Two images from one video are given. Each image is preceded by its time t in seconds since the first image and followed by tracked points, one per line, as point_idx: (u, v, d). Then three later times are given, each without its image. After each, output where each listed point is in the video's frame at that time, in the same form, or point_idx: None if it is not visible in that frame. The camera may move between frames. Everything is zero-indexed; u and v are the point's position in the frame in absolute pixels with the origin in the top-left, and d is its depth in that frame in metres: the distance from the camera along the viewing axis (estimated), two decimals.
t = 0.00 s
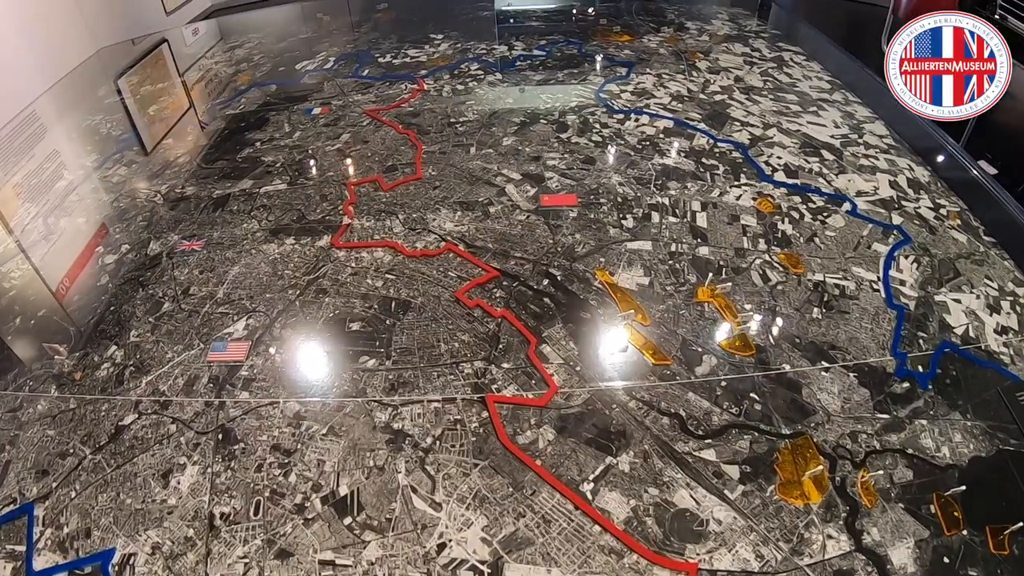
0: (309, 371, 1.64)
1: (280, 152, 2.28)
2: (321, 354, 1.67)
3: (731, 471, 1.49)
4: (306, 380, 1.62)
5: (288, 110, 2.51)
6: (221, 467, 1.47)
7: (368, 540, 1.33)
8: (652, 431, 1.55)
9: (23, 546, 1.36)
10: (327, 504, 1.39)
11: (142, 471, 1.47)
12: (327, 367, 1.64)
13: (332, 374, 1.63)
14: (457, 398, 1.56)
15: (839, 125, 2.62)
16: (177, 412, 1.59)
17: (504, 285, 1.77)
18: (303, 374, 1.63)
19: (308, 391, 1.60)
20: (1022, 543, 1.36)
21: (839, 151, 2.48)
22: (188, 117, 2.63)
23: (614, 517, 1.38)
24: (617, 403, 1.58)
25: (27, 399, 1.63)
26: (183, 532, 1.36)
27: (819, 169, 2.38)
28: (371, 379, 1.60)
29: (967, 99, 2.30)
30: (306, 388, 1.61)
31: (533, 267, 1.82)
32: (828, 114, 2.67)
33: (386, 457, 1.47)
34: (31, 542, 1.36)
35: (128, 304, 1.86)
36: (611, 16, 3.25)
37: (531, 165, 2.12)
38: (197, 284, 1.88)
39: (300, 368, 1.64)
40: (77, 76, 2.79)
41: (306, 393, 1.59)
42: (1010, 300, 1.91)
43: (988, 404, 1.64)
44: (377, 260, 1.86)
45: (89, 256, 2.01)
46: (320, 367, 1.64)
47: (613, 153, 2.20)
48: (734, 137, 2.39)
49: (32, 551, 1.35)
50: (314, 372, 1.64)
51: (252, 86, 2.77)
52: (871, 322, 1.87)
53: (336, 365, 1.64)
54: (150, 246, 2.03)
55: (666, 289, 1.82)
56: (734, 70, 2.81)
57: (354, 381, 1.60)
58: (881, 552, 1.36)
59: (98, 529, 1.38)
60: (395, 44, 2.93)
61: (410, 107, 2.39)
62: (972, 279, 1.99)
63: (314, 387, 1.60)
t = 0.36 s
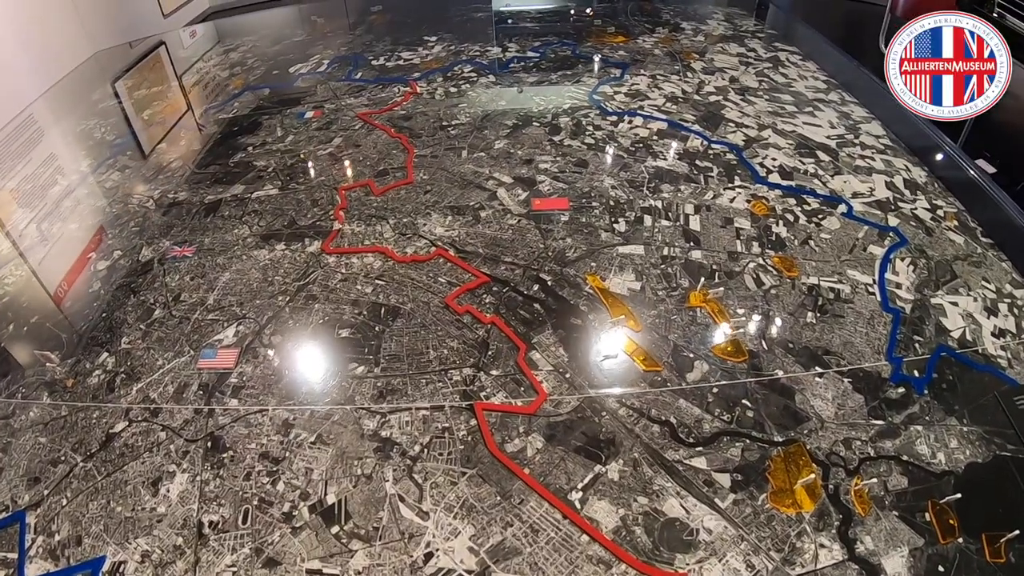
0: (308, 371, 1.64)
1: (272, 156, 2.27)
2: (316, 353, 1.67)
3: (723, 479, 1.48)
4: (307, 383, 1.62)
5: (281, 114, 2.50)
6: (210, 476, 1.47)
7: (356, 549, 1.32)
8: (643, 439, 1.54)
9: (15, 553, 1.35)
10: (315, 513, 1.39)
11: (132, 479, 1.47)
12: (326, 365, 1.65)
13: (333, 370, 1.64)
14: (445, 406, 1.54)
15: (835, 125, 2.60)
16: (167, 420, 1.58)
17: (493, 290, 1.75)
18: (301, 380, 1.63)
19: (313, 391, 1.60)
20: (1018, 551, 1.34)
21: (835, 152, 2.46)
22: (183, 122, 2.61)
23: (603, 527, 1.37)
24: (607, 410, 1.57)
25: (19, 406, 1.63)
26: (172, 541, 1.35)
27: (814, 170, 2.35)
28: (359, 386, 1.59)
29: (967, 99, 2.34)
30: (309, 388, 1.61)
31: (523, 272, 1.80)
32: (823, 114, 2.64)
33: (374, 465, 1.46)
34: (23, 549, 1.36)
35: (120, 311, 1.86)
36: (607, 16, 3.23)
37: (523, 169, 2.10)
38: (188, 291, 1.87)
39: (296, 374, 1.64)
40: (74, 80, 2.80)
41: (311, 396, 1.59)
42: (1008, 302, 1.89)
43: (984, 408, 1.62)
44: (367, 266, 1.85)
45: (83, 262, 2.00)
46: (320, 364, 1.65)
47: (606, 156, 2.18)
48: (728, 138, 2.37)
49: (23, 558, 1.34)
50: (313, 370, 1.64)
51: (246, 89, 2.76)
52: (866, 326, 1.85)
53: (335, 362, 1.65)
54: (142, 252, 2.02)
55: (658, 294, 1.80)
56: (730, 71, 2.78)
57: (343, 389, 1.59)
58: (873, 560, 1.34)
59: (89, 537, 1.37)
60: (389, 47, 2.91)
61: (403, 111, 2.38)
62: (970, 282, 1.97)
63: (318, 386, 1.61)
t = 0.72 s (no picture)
0: (314, 373, 1.59)
1: (276, 158, 2.18)
2: (310, 357, 1.61)
3: (753, 498, 1.42)
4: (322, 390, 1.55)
5: (284, 114, 2.42)
6: (217, 497, 1.39)
7: None
8: (671, 456, 1.48)
9: None
10: (329, 537, 1.31)
11: (134, 499, 1.39)
12: (328, 362, 1.60)
13: (337, 365, 1.59)
14: (464, 423, 1.47)
15: (851, 128, 2.54)
16: (171, 437, 1.50)
17: (511, 300, 1.68)
18: (314, 395, 1.55)
19: (331, 392, 1.54)
20: None
21: (852, 155, 2.40)
22: (184, 122, 2.52)
23: (632, 550, 1.31)
24: (633, 426, 1.51)
25: (16, 420, 1.55)
26: (178, 566, 1.27)
27: (832, 174, 2.30)
28: (373, 403, 1.51)
29: (967, 99, 2.30)
30: (326, 390, 1.55)
31: (541, 281, 1.73)
32: (839, 116, 2.59)
33: (391, 486, 1.39)
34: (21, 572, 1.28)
35: (119, 320, 1.77)
36: (617, 15, 3.16)
37: (538, 172, 2.03)
38: (190, 299, 1.79)
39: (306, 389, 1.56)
40: (76, 79, 2.67)
41: (334, 399, 1.53)
42: None
43: (1011, 420, 1.57)
44: (378, 274, 1.77)
45: (82, 267, 1.91)
46: (322, 363, 1.60)
47: (622, 159, 2.11)
48: (745, 141, 2.30)
49: None
50: (318, 370, 1.59)
51: (248, 89, 2.67)
52: (892, 335, 1.79)
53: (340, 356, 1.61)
54: (142, 258, 1.93)
55: (681, 303, 1.74)
56: (743, 72, 2.72)
57: (354, 406, 1.51)
58: None
59: (90, 560, 1.29)
60: (394, 46, 2.83)
61: (411, 111, 2.30)
62: (991, 289, 1.92)
63: (333, 384, 1.56)
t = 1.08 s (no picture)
0: (320, 378, 1.52)
1: (284, 162, 2.08)
2: (308, 366, 1.54)
3: (793, 524, 1.33)
4: (336, 392, 1.49)
5: (291, 115, 2.32)
6: (229, 527, 1.29)
7: None
8: (708, 481, 1.39)
9: None
10: (350, 571, 1.22)
11: (140, 528, 1.29)
12: (330, 360, 1.55)
13: (340, 361, 1.55)
14: (492, 448, 1.39)
15: (873, 134, 2.45)
16: (178, 461, 1.41)
17: (537, 315, 1.59)
18: (333, 409, 1.46)
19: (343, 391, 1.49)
20: None
21: (876, 162, 2.32)
22: (186, 124, 2.41)
23: None
24: (668, 450, 1.43)
25: (14, 439, 1.47)
26: None
27: (858, 181, 2.23)
28: (393, 427, 1.42)
29: (967, 99, 2.33)
30: (336, 389, 1.50)
31: (567, 294, 1.65)
32: (859, 121, 2.51)
33: (416, 517, 1.29)
34: None
35: (121, 333, 1.68)
36: (630, 16, 3.09)
37: (558, 178, 1.94)
38: (196, 312, 1.70)
39: (322, 405, 1.47)
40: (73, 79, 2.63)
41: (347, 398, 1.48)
42: None
43: None
44: (394, 286, 1.67)
45: (79, 275, 1.82)
46: (324, 363, 1.54)
47: (644, 165, 2.02)
48: (768, 146, 2.23)
49: None
50: (322, 371, 1.53)
51: (253, 89, 2.57)
52: (924, 351, 1.70)
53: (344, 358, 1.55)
54: (144, 266, 1.84)
55: (712, 318, 1.66)
56: (761, 75, 2.67)
57: (376, 429, 1.42)
58: None
59: None
60: (403, 45, 2.74)
61: (423, 113, 2.21)
62: (1020, 301, 1.82)
63: (342, 382, 1.51)
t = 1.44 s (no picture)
0: (322, 375, 1.49)
1: (294, 162, 2.02)
2: (310, 366, 1.51)
3: (820, 549, 1.28)
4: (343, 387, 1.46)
5: (302, 114, 2.25)
6: (238, 546, 1.23)
7: None
8: (735, 505, 1.33)
9: None
10: None
11: (145, 545, 1.23)
12: (331, 356, 1.52)
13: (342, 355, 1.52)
14: (513, 469, 1.33)
15: (892, 144, 2.40)
16: (184, 475, 1.34)
17: (558, 329, 1.54)
18: (346, 425, 1.40)
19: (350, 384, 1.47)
20: None
21: (896, 174, 2.27)
22: (193, 121, 2.34)
23: None
24: (693, 472, 1.37)
25: (13, 446, 1.41)
26: None
27: (879, 195, 2.18)
28: (410, 444, 1.36)
29: (967, 99, 2.34)
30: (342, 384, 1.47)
31: (589, 308, 1.60)
32: (879, 132, 2.46)
33: (434, 540, 1.23)
34: None
35: (124, 338, 1.62)
36: (646, 19, 3.05)
37: (577, 186, 1.89)
38: (203, 318, 1.64)
39: (334, 420, 1.41)
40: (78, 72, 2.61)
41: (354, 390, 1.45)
42: None
43: None
44: (410, 295, 1.61)
45: (81, 275, 1.77)
46: (325, 360, 1.51)
47: (665, 174, 1.97)
48: (788, 156, 2.19)
49: None
50: (325, 368, 1.50)
51: (263, 87, 2.50)
52: (948, 371, 1.64)
53: (346, 354, 1.52)
54: (150, 269, 1.78)
55: (737, 334, 1.62)
56: (779, 82, 2.63)
57: (391, 447, 1.36)
58: None
59: None
60: (416, 45, 2.67)
61: (438, 115, 2.15)
62: None
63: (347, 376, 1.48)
